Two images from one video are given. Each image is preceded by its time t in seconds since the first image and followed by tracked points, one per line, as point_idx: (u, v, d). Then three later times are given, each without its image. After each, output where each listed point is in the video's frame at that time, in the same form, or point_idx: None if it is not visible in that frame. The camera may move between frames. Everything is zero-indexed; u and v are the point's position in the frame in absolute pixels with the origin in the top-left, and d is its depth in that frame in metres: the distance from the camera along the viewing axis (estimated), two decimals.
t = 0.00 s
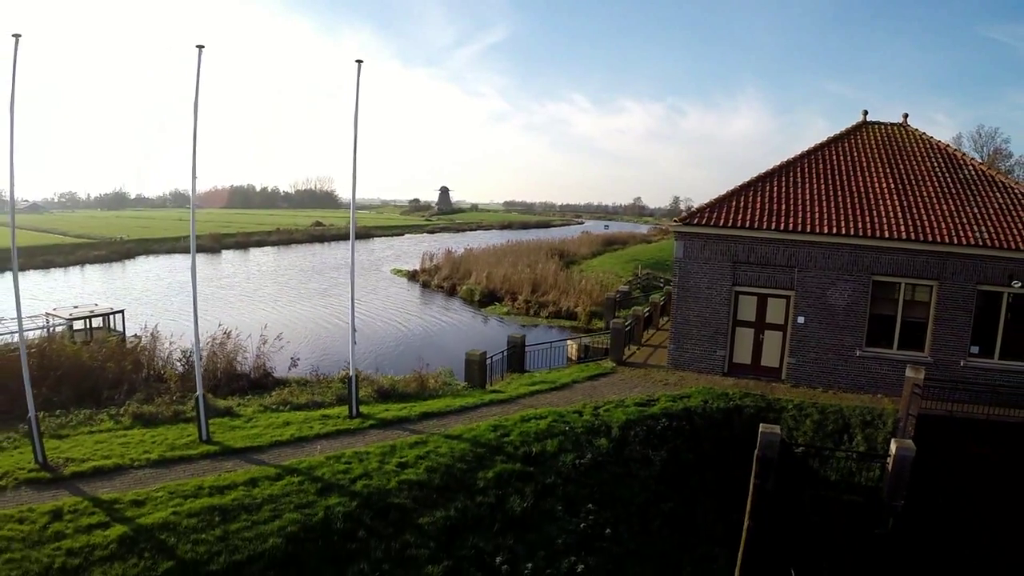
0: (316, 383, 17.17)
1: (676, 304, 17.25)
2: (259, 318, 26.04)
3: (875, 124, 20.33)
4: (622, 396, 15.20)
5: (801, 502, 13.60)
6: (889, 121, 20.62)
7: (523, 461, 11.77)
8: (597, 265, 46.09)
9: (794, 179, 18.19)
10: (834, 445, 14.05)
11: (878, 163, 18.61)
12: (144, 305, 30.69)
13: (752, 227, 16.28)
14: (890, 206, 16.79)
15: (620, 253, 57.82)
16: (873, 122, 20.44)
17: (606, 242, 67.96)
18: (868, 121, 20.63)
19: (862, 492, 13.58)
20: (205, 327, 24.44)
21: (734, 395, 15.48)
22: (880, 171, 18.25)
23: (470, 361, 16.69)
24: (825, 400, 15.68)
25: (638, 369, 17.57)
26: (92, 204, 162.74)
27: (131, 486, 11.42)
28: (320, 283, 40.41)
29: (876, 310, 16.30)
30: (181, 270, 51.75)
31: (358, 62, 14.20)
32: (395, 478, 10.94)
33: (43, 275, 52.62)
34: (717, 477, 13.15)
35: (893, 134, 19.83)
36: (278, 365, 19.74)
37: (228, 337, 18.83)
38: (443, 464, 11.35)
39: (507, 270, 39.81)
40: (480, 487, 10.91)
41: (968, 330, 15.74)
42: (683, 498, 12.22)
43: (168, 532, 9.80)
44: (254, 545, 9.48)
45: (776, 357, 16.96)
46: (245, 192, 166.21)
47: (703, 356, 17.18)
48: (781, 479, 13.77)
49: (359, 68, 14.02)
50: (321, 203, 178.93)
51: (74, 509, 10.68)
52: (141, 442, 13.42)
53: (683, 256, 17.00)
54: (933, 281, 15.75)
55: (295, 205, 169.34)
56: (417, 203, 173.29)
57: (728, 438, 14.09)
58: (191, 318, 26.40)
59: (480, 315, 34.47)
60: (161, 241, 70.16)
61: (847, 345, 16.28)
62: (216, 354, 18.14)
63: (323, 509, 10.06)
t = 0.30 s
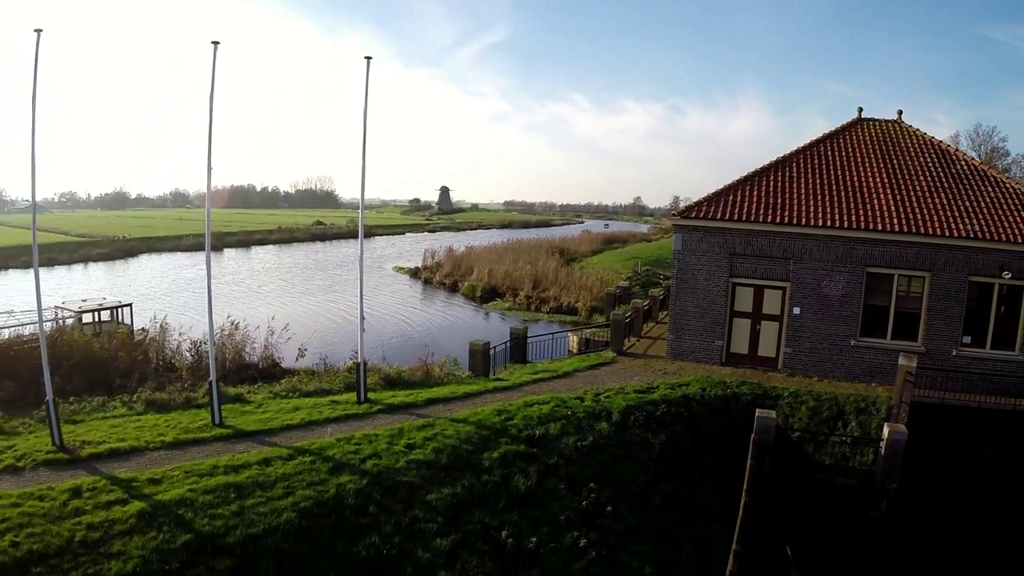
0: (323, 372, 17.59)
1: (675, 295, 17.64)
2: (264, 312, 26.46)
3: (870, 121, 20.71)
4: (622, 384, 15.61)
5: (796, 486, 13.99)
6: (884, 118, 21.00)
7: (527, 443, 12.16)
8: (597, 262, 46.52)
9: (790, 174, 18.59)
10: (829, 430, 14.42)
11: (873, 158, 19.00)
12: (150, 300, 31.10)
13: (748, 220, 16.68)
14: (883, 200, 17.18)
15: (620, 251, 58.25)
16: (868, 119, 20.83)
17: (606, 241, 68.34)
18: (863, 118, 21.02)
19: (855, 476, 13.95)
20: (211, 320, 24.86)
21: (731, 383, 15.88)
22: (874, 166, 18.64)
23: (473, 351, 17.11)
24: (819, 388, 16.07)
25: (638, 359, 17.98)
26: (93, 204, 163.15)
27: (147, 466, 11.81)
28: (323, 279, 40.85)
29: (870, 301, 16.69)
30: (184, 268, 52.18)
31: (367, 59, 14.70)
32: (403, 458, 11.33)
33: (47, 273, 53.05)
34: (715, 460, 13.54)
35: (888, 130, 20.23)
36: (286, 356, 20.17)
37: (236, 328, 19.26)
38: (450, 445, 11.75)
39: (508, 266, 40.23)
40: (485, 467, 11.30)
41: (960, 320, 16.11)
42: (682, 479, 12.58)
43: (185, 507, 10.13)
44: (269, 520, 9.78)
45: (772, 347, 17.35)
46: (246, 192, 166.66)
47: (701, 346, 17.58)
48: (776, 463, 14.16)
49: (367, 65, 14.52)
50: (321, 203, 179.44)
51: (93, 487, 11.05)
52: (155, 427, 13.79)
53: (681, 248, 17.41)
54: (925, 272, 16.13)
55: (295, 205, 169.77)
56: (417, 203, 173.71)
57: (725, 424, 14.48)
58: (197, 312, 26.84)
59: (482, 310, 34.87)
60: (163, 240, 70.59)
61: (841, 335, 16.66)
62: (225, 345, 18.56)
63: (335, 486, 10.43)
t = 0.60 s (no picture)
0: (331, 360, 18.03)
1: (675, 286, 18.04)
2: (272, 304, 26.93)
3: (867, 116, 21.11)
4: (623, 371, 16.02)
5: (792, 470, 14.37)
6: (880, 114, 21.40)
7: (532, 425, 12.59)
8: (600, 259, 46.93)
9: (787, 168, 18.99)
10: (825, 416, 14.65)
11: (869, 153, 19.40)
12: (158, 294, 31.61)
13: (746, 213, 17.08)
14: (879, 193, 17.57)
15: (622, 249, 58.66)
16: (864, 115, 21.23)
17: (608, 239, 68.75)
18: (860, 114, 21.42)
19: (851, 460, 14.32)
20: (220, 312, 25.33)
21: (730, 371, 16.28)
22: (870, 161, 19.04)
23: (479, 340, 17.54)
24: (816, 375, 16.48)
25: (639, 348, 18.39)
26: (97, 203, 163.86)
27: (165, 446, 12.23)
28: (328, 275, 41.33)
29: (865, 291, 17.09)
30: (190, 265, 52.74)
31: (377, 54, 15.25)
32: (413, 437, 11.75)
33: (54, 269, 53.63)
34: (714, 443, 13.92)
35: (884, 126, 20.62)
36: (294, 346, 20.61)
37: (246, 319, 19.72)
38: (457, 426, 12.18)
39: (511, 262, 40.65)
40: (492, 446, 11.73)
41: (954, 310, 16.49)
42: (681, 461, 12.96)
43: (204, 482, 10.54)
44: (285, 493, 10.16)
45: (770, 336, 17.74)
46: (249, 191, 167.31)
47: (701, 335, 17.99)
48: (773, 447, 14.55)
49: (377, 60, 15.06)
50: (324, 202, 180.00)
51: (113, 464, 11.46)
52: (170, 410, 14.22)
53: (681, 240, 17.82)
54: (919, 264, 16.51)
55: (298, 204, 170.34)
56: (420, 202, 174.20)
57: (724, 410, 14.86)
58: (205, 304, 27.31)
59: (485, 305, 35.28)
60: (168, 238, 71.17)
61: (838, 325, 17.05)
62: (236, 334, 19.02)
63: (348, 464, 10.85)
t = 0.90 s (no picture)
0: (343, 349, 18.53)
1: (678, 278, 18.46)
2: (283, 297, 27.47)
3: (867, 113, 21.47)
4: (628, 360, 16.46)
5: (793, 454, 14.77)
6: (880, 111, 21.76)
7: (539, 408, 13.05)
8: (605, 257, 47.35)
9: (788, 163, 19.39)
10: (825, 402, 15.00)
11: (869, 149, 19.78)
12: (169, 288, 32.22)
13: (748, 206, 17.49)
14: (877, 187, 17.95)
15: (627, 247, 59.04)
16: (864, 112, 21.61)
17: (612, 237, 69.19)
18: (860, 111, 21.78)
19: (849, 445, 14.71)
20: (232, 304, 25.87)
21: (732, 360, 16.69)
22: (869, 156, 19.41)
23: (487, 330, 18.01)
24: (816, 364, 16.87)
25: (644, 339, 18.83)
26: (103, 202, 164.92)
27: (185, 426, 12.72)
28: (336, 271, 41.91)
29: (864, 283, 17.47)
30: (199, 261, 53.43)
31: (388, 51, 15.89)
32: (425, 418, 12.22)
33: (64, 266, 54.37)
34: (716, 428, 14.34)
35: (884, 122, 20.99)
36: (307, 336, 21.14)
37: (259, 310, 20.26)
38: (468, 408, 12.65)
39: (517, 259, 41.12)
40: (501, 427, 12.19)
41: (950, 301, 16.86)
42: (684, 444, 13.38)
43: (224, 458, 10.99)
44: (303, 469, 10.59)
45: (772, 327, 18.14)
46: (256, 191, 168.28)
47: (703, 326, 18.41)
48: (773, 433, 14.95)
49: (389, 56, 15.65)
50: (330, 202, 180.93)
51: (136, 443, 11.94)
52: (188, 394, 14.72)
53: (684, 233, 18.24)
54: (916, 256, 16.89)
55: (304, 203, 171.22)
56: (425, 202, 174.66)
57: (726, 397, 15.27)
58: (217, 296, 27.86)
59: (492, 300, 35.77)
60: (176, 236, 71.90)
61: (837, 316, 17.44)
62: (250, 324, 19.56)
63: (363, 442, 11.32)
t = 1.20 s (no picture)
0: (352, 339, 18.99)
1: (680, 272, 18.88)
2: (292, 291, 27.97)
3: (866, 111, 21.84)
4: (630, 350, 16.90)
5: (791, 440, 15.18)
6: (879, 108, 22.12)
7: (545, 394, 13.50)
8: (609, 254, 47.73)
9: (788, 160, 19.79)
10: (823, 390, 15.40)
11: (867, 146, 20.16)
12: (179, 283, 32.76)
13: (747, 201, 17.90)
14: (875, 183, 18.34)
15: (631, 246, 59.42)
16: (863, 110, 21.98)
17: (616, 236, 69.54)
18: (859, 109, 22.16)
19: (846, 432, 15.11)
20: (241, 297, 26.36)
21: (733, 350, 17.10)
22: (867, 153, 19.79)
23: (493, 321, 18.46)
24: (814, 355, 17.27)
25: (646, 331, 19.25)
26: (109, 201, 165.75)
27: (203, 409, 13.19)
28: (342, 268, 42.42)
29: (862, 276, 17.86)
30: (206, 258, 53.99)
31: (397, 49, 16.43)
32: (435, 402, 12.67)
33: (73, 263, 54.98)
34: (716, 414, 14.75)
35: (882, 119, 21.37)
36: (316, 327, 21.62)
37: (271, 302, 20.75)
38: (476, 393, 13.10)
39: (522, 256, 41.57)
40: (508, 411, 12.64)
41: (946, 293, 17.24)
42: (685, 429, 13.81)
43: (243, 438, 11.45)
44: (319, 447, 11.05)
45: (771, 319, 18.54)
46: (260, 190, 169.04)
47: (704, 318, 18.83)
48: (772, 420, 15.35)
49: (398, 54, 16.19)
50: (334, 202, 181.64)
51: (156, 424, 12.40)
52: (204, 380, 15.20)
53: (686, 228, 18.66)
54: (912, 249, 17.28)
55: (308, 203, 171.89)
56: (429, 202, 175.10)
57: (726, 385, 15.68)
58: (227, 290, 28.37)
59: (497, 296, 36.21)
60: (183, 234, 72.53)
61: (835, 308, 17.83)
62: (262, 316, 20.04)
63: (376, 424, 11.77)
